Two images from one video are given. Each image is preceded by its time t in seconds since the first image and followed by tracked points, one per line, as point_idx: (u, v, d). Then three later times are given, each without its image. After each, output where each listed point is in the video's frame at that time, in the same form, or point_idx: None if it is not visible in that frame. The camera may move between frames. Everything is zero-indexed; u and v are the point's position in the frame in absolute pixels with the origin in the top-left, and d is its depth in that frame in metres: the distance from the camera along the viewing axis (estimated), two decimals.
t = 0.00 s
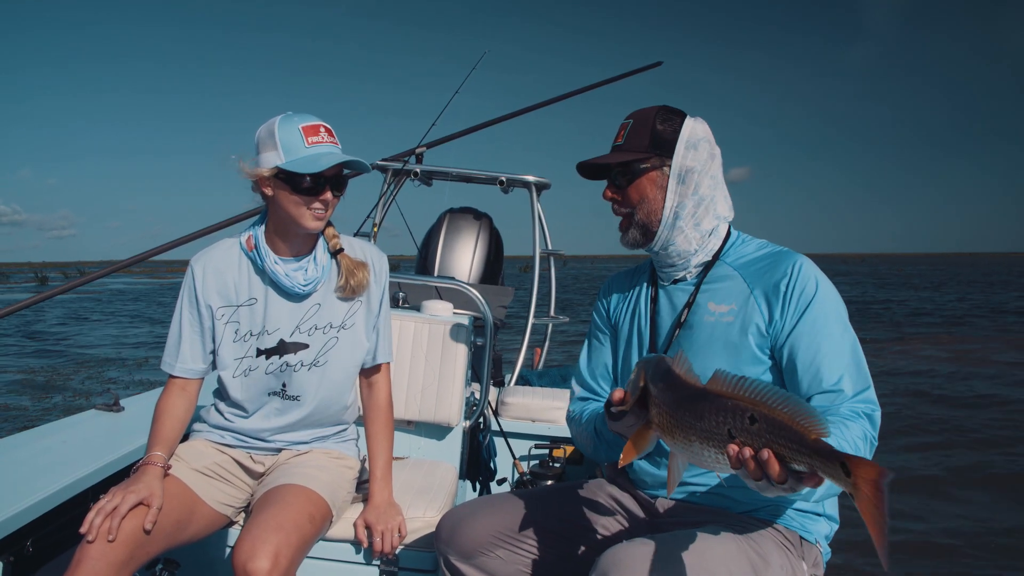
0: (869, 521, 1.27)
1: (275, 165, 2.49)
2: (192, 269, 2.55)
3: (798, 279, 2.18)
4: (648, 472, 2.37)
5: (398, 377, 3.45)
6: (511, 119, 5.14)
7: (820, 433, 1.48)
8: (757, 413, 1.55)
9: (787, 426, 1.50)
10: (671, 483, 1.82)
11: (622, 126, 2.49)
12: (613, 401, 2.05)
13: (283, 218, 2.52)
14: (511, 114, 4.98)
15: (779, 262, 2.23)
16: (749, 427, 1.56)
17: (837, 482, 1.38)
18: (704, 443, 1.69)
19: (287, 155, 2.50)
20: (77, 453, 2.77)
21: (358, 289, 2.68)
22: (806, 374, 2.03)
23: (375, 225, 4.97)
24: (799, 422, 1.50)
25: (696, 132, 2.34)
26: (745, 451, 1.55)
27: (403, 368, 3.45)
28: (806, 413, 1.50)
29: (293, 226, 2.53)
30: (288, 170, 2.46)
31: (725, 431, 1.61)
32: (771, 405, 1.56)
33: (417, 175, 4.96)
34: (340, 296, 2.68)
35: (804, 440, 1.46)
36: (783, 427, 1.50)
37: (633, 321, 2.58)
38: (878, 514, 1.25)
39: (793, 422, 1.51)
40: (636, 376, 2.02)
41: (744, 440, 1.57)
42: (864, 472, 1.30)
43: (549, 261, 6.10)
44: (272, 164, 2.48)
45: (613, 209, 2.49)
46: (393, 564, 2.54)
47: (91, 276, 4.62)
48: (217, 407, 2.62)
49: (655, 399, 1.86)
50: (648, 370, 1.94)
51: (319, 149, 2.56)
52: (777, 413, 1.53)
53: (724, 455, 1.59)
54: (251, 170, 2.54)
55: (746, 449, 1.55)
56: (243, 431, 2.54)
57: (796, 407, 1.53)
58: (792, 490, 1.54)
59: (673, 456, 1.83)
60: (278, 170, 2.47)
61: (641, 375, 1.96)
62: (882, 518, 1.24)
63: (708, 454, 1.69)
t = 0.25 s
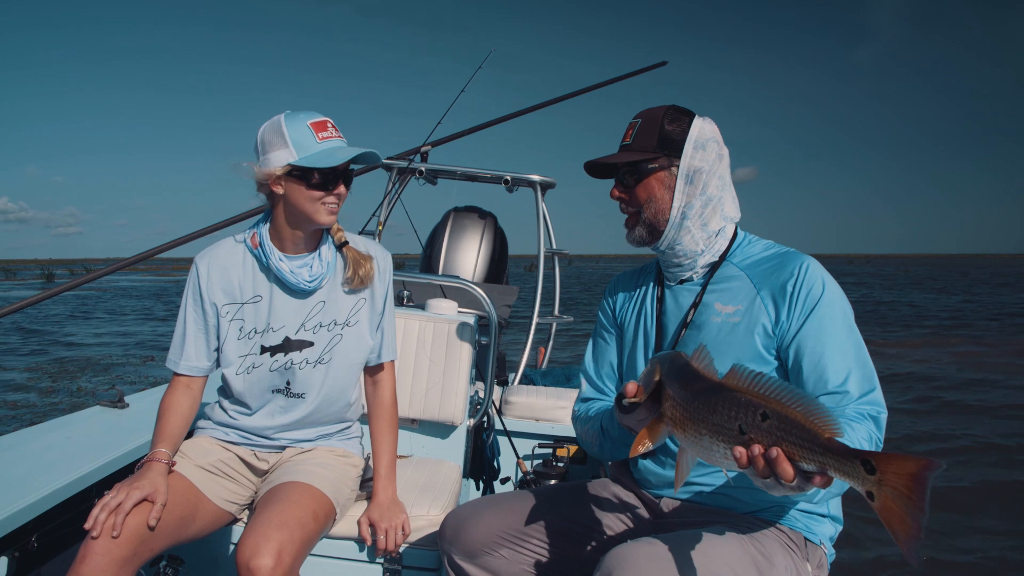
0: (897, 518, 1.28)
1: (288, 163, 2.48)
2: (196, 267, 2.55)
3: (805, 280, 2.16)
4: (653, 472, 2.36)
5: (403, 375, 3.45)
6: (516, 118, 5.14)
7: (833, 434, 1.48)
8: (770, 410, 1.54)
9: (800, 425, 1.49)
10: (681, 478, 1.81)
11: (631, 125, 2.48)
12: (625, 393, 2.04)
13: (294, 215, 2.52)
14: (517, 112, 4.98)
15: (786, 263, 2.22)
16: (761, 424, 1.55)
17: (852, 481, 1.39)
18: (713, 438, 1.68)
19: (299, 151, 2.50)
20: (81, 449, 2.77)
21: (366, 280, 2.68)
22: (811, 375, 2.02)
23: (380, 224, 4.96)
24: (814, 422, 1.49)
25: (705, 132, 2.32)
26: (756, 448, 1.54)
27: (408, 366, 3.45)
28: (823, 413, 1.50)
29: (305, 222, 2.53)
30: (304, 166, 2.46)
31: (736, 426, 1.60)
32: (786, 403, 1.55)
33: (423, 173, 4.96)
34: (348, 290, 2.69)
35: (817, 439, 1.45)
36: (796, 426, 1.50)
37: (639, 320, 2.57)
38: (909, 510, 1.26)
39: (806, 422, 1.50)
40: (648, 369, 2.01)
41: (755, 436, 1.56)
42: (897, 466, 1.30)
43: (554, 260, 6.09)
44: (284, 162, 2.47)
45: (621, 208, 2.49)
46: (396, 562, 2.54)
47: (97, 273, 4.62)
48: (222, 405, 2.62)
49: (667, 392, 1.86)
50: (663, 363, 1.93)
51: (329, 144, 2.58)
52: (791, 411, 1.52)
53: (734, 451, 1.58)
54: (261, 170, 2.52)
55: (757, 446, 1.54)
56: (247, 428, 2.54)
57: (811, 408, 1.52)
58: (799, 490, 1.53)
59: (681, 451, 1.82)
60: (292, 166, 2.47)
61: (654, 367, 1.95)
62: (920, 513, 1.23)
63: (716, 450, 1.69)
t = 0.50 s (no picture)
0: (902, 517, 1.27)
1: (294, 160, 2.48)
2: (197, 261, 2.54)
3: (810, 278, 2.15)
4: (658, 470, 2.36)
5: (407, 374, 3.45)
6: (520, 116, 5.12)
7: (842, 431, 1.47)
8: (779, 407, 1.53)
9: (809, 421, 1.48)
10: (689, 472, 1.80)
11: (636, 122, 2.47)
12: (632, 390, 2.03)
13: (303, 211, 2.52)
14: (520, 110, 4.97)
15: (791, 260, 2.21)
16: (770, 421, 1.55)
17: (861, 478, 1.38)
18: (722, 435, 1.67)
19: (304, 147, 2.49)
20: (85, 448, 2.77)
21: (370, 272, 2.69)
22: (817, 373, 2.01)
23: (383, 222, 4.96)
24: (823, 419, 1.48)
25: (710, 129, 2.32)
26: (766, 445, 1.54)
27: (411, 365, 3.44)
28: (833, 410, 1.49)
29: (314, 216, 2.53)
30: (310, 161, 2.47)
31: (745, 423, 1.60)
32: (795, 400, 1.54)
33: (426, 172, 4.95)
34: (351, 283, 2.69)
35: (826, 436, 1.45)
36: (805, 422, 1.49)
37: (644, 317, 2.56)
38: (914, 508, 1.25)
39: (815, 418, 1.49)
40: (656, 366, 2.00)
41: (764, 433, 1.56)
42: (902, 464, 1.29)
43: (557, 258, 6.08)
44: (291, 160, 2.47)
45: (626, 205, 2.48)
46: (402, 559, 2.57)
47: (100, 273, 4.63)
48: (225, 403, 2.62)
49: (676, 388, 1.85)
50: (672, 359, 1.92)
51: (331, 137, 2.57)
52: (800, 408, 1.51)
53: (743, 447, 1.57)
54: (265, 170, 2.50)
55: (766, 443, 1.54)
56: (250, 426, 2.53)
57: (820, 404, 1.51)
58: (809, 487, 1.52)
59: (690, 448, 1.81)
60: (299, 163, 2.47)
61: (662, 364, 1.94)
62: (921, 515, 1.23)
63: (725, 446, 1.68)
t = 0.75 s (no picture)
0: (900, 523, 1.27)
1: (295, 160, 2.47)
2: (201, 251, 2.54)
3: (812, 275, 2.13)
4: (659, 466, 2.36)
5: (407, 371, 3.44)
6: (521, 112, 5.11)
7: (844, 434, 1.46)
8: (782, 408, 1.53)
9: (812, 424, 1.48)
10: (693, 471, 1.79)
11: (638, 118, 2.45)
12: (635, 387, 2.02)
13: (304, 211, 2.51)
14: (520, 107, 4.95)
15: (793, 257, 2.20)
16: (772, 422, 1.54)
17: (861, 482, 1.37)
18: (724, 434, 1.67)
19: (305, 147, 2.49)
20: (86, 446, 2.77)
21: (368, 268, 2.69)
22: (818, 370, 2.00)
23: (384, 219, 4.95)
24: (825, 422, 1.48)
25: (712, 125, 2.30)
26: (767, 446, 1.53)
27: (412, 362, 3.43)
28: (835, 414, 1.49)
29: (315, 216, 2.52)
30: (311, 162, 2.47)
31: (747, 423, 1.59)
32: (798, 402, 1.54)
33: (426, 168, 4.94)
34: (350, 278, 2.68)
35: (828, 439, 1.44)
36: (807, 425, 1.48)
37: (646, 313, 2.55)
38: (913, 514, 1.25)
39: (818, 421, 1.48)
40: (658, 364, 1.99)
41: (766, 434, 1.55)
42: (903, 470, 1.29)
43: (558, 254, 6.07)
44: (291, 159, 2.47)
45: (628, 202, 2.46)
46: (402, 556, 2.56)
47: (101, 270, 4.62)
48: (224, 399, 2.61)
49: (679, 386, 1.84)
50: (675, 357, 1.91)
51: (333, 137, 2.57)
52: (803, 410, 1.51)
53: (744, 447, 1.57)
54: (266, 168, 2.50)
55: (768, 444, 1.53)
56: (251, 423, 2.54)
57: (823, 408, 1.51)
58: (809, 489, 1.52)
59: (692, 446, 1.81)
60: (299, 163, 2.47)
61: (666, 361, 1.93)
62: (920, 521, 1.23)
63: (726, 445, 1.67)
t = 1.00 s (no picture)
0: (909, 528, 1.29)
1: (300, 156, 2.47)
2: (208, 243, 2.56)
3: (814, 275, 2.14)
4: (660, 465, 2.36)
5: (407, 369, 3.44)
6: (520, 110, 5.11)
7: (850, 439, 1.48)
8: (788, 413, 1.54)
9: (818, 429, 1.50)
10: (697, 475, 1.83)
11: (639, 116, 2.45)
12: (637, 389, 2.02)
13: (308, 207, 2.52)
14: (520, 105, 4.95)
15: (794, 257, 2.20)
16: (778, 426, 1.55)
17: (868, 487, 1.39)
18: (728, 438, 1.67)
19: (310, 144, 2.48)
20: (86, 443, 2.77)
21: (368, 267, 2.69)
22: (820, 371, 2.00)
23: (383, 217, 4.95)
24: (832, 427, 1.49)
25: (715, 124, 2.32)
26: (773, 450, 1.54)
27: (412, 360, 3.44)
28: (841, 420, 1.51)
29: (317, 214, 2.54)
30: (316, 159, 2.46)
31: (752, 428, 1.60)
32: (804, 407, 1.55)
33: (426, 166, 4.94)
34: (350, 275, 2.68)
35: (835, 444, 1.46)
36: (814, 430, 1.50)
37: (647, 311, 2.56)
38: (922, 520, 1.27)
39: (824, 427, 1.50)
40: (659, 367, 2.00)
41: (771, 438, 1.56)
42: (911, 476, 1.30)
43: (557, 253, 6.07)
44: (296, 156, 2.46)
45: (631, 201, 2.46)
46: (401, 553, 2.57)
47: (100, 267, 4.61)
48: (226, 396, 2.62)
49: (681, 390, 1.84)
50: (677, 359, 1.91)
51: (338, 135, 2.57)
52: (809, 415, 1.52)
53: (750, 452, 1.58)
54: (271, 164, 2.49)
55: (773, 448, 1.54)
56: (252, 420, 2.55)
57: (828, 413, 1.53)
58: (814, 493, 1.54)
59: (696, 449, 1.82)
60: (304, 160, 2.46)
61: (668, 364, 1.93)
62: (929, 527, 1.25)
63: (730, 449, 1.68)
